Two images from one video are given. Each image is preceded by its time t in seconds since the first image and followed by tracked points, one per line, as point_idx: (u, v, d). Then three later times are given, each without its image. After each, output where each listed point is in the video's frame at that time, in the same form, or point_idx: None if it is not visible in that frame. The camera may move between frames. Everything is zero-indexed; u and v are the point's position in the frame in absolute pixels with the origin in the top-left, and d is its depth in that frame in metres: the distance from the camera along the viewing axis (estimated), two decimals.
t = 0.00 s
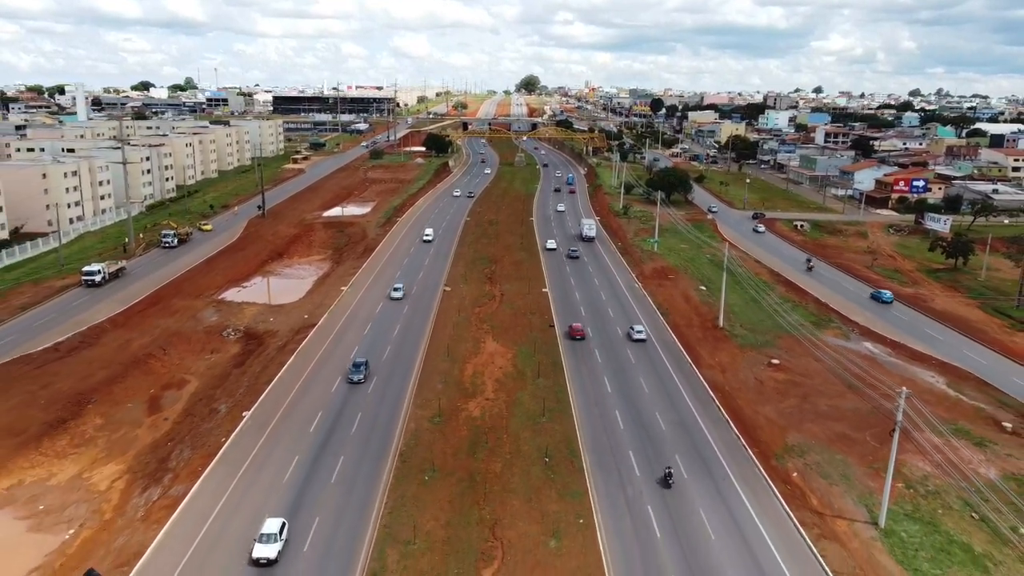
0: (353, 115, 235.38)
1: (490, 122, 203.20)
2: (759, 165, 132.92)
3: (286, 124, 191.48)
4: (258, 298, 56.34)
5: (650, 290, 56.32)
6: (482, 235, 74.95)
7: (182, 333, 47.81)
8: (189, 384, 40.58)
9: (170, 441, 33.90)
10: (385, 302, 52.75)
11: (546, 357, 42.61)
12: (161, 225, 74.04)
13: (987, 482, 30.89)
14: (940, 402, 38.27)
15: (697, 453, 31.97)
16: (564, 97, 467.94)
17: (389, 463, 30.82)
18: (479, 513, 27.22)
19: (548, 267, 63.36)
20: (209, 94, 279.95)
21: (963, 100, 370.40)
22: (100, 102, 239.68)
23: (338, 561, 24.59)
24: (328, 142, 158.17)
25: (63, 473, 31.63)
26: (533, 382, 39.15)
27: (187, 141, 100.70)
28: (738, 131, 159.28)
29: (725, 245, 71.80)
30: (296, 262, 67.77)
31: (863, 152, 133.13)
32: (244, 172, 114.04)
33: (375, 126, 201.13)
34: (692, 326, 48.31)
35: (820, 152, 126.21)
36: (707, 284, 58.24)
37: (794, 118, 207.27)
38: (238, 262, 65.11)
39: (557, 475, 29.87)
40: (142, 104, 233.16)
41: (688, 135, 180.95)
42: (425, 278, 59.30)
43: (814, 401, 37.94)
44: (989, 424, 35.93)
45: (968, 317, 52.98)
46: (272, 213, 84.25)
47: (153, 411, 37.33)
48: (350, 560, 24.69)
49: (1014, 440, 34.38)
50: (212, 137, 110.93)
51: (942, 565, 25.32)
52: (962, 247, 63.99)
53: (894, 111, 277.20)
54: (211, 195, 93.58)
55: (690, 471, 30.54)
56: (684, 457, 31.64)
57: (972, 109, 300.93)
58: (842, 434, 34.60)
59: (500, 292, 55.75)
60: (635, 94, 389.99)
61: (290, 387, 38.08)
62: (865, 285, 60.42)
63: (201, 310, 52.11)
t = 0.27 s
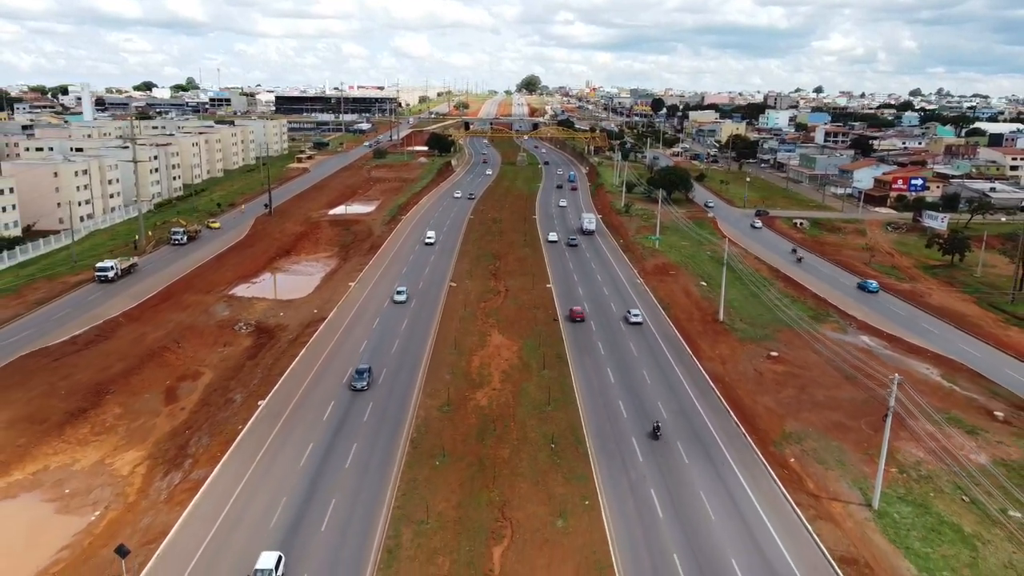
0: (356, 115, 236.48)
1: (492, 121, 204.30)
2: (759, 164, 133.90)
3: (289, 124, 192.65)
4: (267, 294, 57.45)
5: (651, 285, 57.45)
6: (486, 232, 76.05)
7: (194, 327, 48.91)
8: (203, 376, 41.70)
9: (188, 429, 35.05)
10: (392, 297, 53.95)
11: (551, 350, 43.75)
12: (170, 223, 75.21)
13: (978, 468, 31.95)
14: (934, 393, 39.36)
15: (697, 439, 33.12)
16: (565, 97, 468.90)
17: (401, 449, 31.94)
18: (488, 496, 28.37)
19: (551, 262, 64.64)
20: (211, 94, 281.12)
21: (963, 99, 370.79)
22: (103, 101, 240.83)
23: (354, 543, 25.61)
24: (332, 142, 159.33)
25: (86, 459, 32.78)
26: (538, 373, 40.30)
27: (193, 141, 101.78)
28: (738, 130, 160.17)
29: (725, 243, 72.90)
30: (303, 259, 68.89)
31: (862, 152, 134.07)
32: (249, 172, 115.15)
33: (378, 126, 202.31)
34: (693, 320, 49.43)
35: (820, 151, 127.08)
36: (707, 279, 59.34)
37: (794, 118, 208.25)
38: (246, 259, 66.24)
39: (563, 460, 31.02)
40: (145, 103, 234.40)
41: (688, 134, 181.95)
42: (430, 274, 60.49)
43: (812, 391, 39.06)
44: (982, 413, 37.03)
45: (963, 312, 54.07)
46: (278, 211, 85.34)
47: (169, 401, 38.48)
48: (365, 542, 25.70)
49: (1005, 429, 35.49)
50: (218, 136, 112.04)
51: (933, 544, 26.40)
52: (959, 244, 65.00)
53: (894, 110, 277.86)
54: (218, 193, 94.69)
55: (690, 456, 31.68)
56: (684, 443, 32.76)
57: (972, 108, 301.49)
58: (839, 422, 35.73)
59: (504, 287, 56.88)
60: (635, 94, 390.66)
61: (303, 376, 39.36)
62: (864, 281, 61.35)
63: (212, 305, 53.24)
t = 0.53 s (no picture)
0: (358, 115, 237.69)
1: (493, 121, 205.45)
2: (759, 163, 135.03)
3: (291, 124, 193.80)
4: (276, 290, 58.53)
5: (653, 281, 58.58)
6: (489, 230, 77.17)
7: (206, 322, 50.00)
8: (217, 369, 42.79)
9: (205, 419, 36.16)
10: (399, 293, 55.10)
11: (555, 343, 44.89)
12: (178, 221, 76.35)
13: (971, 454, 33.06)
14: (929, 384, 40.48)
15: (698, 427, 34.27)
16: (565, 97, 469.98)
17: (412, 436, 33.08)
18: (498, 480, 29.53)
19: (554, 259, 65.89)
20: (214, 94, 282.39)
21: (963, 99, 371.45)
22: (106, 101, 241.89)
23: (369, 526, 26.63)
24: (334, 142, 160.36)
25: (108, 447, 33.90)
26: (543, 365, 41.45)
27: (199, 141, 102.80)
28: (738, 130, 161.24)
29: (725, 240, 74.03)
30: (309, 256, 70.00)
31: (861, 151, 135.21)
32: (253, 171, 116.19)
33: (379, 126, 203.48)
34: (694, 314, 50.55)
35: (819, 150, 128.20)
36: (708, 276, 60.45)
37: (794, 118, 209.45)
38: (254, 256, 67.35)
39: (568, 446, 32.17)
40: (148, 103, 235.66)
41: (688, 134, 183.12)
42: (436, 270, 61.66)
43: (810, 382, 40.19)
44: (975, 403, 38.16)
45: (958, 307, 55.24)
46: (284, 210, 86.45)
47: (186, 392, 39.61)
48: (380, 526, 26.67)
49: (997, 418, 36.63)
50: (222, 136, 113.09)
51: (926, 525, 27.50)
52: (955, 241, 66.13)
53: (893, 110, 278.90)
54: (223, 192, 95.76)
55: (692, 443, 32.78)
56: (686, 431, 33.91)
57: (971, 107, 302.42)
58: (836, 412, 36.85)
59: (509, 284, 58.03)
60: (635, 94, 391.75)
61: (315, 367, 40.57)
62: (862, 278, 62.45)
63: (222, 300, 54.36)
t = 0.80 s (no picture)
0: (359, 115, 238.65)
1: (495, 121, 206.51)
2: (759, 162, 136.07)
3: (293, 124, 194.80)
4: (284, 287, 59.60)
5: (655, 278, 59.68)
6: (493, 228, 78.24)
7: (218, 317, 51.06)
8: (231, 362, 43.86)
9: (222, 409, 37.26)
10: (406, 289, 56.23)
11: (561, 337, 46.01)
12: (187, 220, 77.42)
13: (965, 442, 34.18)
14: (925, 376, 41.58)
15: (701, 417, 35.40)
16: (566, 97, 471.10)
17: (425, 425, 34.19)
18: (508, 466, 30.66)
19: (557, 255, 67.11)
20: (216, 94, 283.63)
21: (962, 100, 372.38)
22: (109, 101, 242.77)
23: (385, 510, 27.69)
24: (337, 142, 161.33)
25: (129, 436, 35.01)
26: (550, 358, 42.57)
27: (204, 140, 103.79)
28: (738, 129, 162.26)
29: (726, 238, 75.12)
30: (316, 254, 71.08)
31: (860, 150, 136.32)
32: (258, 171, 117.19)
33: (381, 125, 204.50)
34: (695, 310, 51.66)
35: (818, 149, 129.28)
36: (709, 272, 61.54)
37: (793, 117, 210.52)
38: (263, 254, 68.44)
39: (575, 434, 33.31)
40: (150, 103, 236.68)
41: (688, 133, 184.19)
42: (441, 267, 62.78)
43: (809, 375, 41.29)
44: (969, 394, 39.29)
45: (954, 303, 56.36)
46: (290, 209, 87.51)
47: (202, 385, 40.71)
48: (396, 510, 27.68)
49: (991, 408, 37.74)
50: (227, 136, 114.13)
51: (921, 509, 28.60)
52: (952, 239, 67.22)
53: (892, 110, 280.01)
54: (229, 192, 96.79)
55: (695, 432, 33.87)
56: (689, 420, 35.00)
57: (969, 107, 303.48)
58: (834, 402, 37.95)
59: (513, 280, 59.11)
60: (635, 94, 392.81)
61: (328, 360, 41.75)
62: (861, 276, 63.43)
63: (233, 297, 55.44)
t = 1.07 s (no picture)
0: (361, 115, 239.69)
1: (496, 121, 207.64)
2: (759, 162, 137.13)
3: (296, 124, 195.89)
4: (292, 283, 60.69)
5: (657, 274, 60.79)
6: (496, 226, 79.34)
7: (230, 313, 52.15)
8: (244, 356, 44.96)
9: (238, 400, 38.35)
10: (413, 285, 57.35)
11: (566, 331, 47.08)
12: (195, 218, 78.49)
13: (959, 431, 35.28)
14: (921, 369, 42.67)
15: (702, 407, 36.49)
16: (566, 97, 472.14)
17: (435, 414, 35.28)
18: (517, 453, 31.78)
19: (560, 253, 68.22)
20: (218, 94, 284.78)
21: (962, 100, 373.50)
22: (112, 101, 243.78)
23: (399, 494, 28.79)
24: (339, 141, 162.37)
25: (149, 426, 36.11)
26: (555, 351, 43.67)
27: (210, 140, 104.80)
28: (738, 129, 163.34)
29: (726, 235, 76.21)
30: (323, 252, 72.17)
31: (859, 150, 137.40)
32: (262, 170, 118.21)
33: (383, 125, 205.58)
34: (697, 305, 52.77)
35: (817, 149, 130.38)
36: (710, 269, 62.66)
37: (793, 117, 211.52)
38: (270, 251, 69.53)
39: (581, 423, 34.43)
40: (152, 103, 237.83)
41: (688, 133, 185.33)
42: (447, 264, 63.88)
43: (808, 367, 42.40)
44: (964, 386, 40.39)
45: (951, 299, 57.46)
46: (296, 207, 88.57)
47: (216, 377, 41.81)
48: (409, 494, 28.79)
49: (984, 399, 38.83)
50: (232, 136, 115.15)
51: (915, 493, 29.70)
52: (949, 237, 68.33)
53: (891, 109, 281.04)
54: (234, 191, 97.85)
55: (697, 421, 34.98)
56: (691, 410, 36.12)
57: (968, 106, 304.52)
58: (832, 393, 39.07)
59: (518, 277, 60.21)
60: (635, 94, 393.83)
61: (339, 353, 42.86)
62: (858, 272, 64.64)
63: (243, 293, 56.53)
